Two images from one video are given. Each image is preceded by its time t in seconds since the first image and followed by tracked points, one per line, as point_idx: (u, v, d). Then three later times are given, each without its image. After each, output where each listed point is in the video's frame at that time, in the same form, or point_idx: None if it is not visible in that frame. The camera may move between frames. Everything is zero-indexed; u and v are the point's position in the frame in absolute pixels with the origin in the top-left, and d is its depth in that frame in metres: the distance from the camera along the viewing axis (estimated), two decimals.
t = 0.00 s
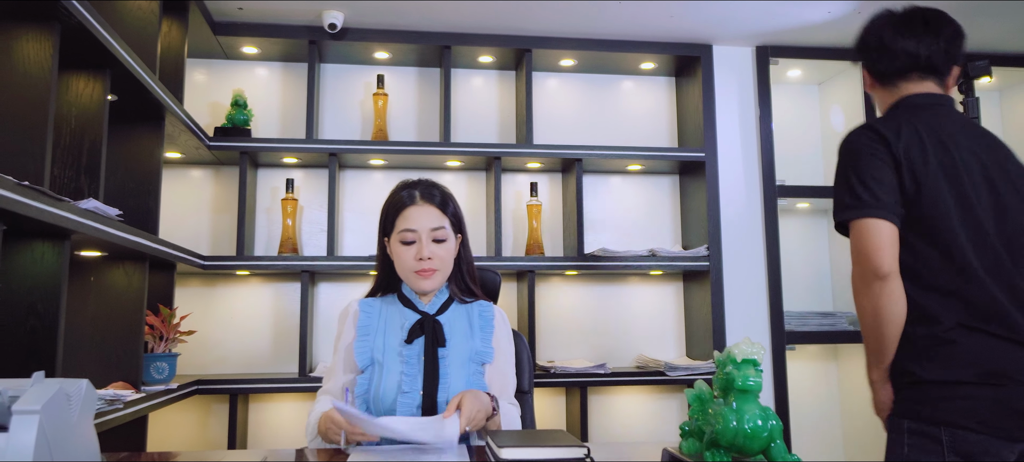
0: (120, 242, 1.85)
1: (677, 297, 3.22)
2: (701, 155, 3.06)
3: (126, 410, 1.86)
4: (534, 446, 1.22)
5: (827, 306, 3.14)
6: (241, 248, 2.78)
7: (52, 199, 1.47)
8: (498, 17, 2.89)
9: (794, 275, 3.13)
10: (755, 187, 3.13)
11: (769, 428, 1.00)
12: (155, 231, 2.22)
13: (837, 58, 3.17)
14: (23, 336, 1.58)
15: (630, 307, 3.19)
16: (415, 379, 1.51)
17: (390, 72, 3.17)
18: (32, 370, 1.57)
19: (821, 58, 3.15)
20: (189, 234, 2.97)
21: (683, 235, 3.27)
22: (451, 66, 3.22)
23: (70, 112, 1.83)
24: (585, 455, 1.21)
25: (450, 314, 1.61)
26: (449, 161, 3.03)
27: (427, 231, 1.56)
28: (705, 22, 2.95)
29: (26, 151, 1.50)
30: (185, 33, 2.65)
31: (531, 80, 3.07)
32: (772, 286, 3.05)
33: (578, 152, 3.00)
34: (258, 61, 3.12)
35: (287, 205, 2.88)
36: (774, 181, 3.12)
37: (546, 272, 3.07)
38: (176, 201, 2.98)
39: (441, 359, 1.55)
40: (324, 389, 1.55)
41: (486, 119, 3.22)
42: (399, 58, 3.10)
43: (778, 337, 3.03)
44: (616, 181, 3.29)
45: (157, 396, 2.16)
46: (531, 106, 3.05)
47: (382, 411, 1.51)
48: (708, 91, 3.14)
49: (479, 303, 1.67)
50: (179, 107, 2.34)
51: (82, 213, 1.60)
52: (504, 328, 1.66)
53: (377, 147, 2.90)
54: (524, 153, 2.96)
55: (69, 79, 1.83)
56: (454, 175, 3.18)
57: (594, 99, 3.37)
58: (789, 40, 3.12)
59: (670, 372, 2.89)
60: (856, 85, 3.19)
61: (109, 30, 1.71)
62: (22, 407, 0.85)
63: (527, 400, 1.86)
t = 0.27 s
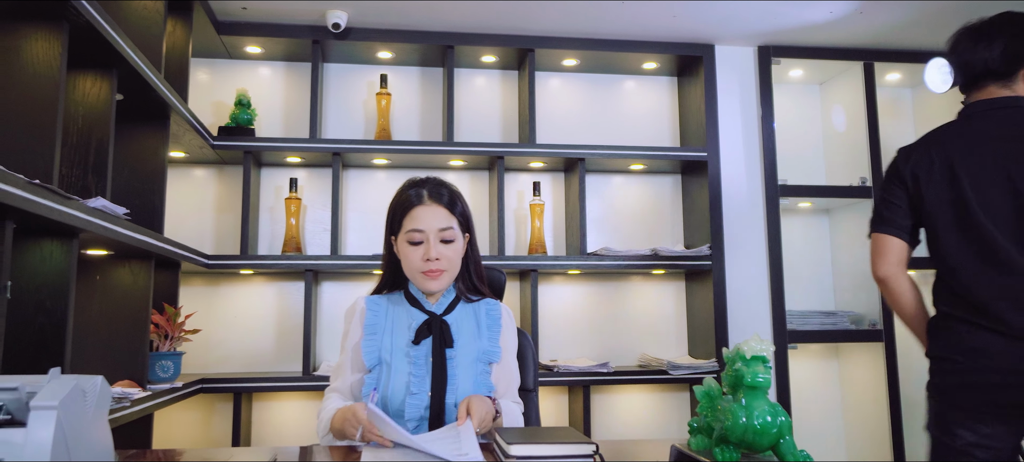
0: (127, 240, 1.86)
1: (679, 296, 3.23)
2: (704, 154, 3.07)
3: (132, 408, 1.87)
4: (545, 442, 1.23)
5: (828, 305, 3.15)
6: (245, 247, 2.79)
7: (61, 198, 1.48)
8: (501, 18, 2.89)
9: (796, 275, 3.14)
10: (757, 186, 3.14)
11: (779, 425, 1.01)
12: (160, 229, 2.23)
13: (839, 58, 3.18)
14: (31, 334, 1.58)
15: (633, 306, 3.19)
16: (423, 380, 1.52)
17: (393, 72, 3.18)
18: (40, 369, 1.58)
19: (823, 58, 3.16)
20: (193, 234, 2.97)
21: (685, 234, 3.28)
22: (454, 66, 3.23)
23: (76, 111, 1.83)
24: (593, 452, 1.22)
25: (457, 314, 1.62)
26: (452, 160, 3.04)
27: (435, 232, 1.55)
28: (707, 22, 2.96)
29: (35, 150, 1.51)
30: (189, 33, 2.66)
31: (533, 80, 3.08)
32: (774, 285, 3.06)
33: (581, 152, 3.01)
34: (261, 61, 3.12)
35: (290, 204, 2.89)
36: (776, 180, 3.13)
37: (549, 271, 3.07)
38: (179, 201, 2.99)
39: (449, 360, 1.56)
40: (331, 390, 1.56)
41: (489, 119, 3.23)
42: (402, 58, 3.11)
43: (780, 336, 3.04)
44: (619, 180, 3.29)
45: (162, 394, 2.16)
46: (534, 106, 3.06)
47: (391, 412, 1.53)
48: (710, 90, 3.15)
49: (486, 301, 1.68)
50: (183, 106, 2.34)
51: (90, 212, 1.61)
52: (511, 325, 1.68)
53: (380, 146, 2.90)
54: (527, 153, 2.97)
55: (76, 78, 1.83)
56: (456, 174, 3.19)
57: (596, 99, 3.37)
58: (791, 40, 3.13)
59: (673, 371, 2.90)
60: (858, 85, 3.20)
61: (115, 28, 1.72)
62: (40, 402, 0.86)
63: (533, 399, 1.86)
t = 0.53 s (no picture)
0: (136, 240, 1.87)
1: (683, 296, 3.24)
2: (706, 154, 3.08)
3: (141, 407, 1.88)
4: (555, 440, 1.24)
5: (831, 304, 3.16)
6: (251, 247, 2.79)
7: (74, 197, 1.49)
8: (505, 18, 2.90)
9: (799, 274, 3.15)
10: (760, 187, 3.15)
11: (788, 422, 1.02)
12: (167, 228, 2.23)
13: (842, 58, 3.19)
14: (42, 333, 1.59)
15: (636, 305, 3.20)
16: (434, 379, 1.54)
17: (397, 72, 3.19)
18: (50, 367, 1.58)
19: (826, 58, 3.17)
20: (198, 233, 2.98)
21: (688, 234, 3.29)
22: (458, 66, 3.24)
23: (84, 112, 1.84)
24: (602, 449, 1.23)
25: (467, 313, 1.64)
26: (457, 160, 3.05)
27: (446, 232, 1.56)
28: (710, 23, 2.97)
29: (46, 149, 1.52)
30: (195, 33, 2.67)
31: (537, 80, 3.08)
32: (777, 285, 3.07)
33: (585, 152, 3.02)
34: (266, 61, 3.13)
35: (295, 204, 2.90)
36: (779, 180, 3.14)
37: (552, 270, 3.08)
38: (184, 200, 2.99)
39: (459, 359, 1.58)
40: (341, 390, 1.57)
41: (492, 119, 3.24)
42: (406, 58, 3.12)
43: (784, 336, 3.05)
44: (622, 180, 3.30)
45: (170, 393, 2.17)
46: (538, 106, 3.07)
47: (401, 411, 1.54)
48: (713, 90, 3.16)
49: (496, 302, 1.69)
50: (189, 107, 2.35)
51: (100, 211, 1.62)
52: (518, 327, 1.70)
53: (385, 146, 2.91)
54: (531, 153, 2.98)
55: (84, 79, 1.84)
56: (460, 174, 3.20)
57: (600, 99, 3.38)
58: (794, 41, 3.14)
59: (676, 370, 2.91)
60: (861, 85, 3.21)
61: (125, 29, 1.73)
62: (60, 400, 0.87)
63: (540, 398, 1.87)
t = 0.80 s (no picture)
0: (145, 239, 1.88)
1: (685, 295, 3.25)
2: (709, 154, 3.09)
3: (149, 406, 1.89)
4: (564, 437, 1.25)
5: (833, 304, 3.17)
6: (256, 246, 2.81)
7: (86, 196, 1.50)
8: (509, 19, 2.91)
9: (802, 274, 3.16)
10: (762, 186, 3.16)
11: (797, 419, 1.04)
12: (174, 228, 2.25)
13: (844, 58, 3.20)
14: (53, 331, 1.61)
15: (639, 305, 3.22)
16: (442, 377, 1.55)
17: (401, 72, 3.20)
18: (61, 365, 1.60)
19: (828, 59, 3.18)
20: (203, 233, 3.00)
21: (691, 233, 3.30)
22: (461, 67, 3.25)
23: (93, 113, 1.85)
24: (612, 447, 1.25)
25: (475, 312, 1.65)
26: (460, 160, 3.06)
27: (454, 232, 1.57)
28: (713, 23, 2.98)
29: (57, 150, 1.53)
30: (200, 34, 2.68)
31: (541, 80, 3.10)
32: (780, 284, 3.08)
33: (588, 152, 3.03)
34: (270, 62, 3.14)
35: (300, 204, 2.91)
36: (781, 180, 3.15)
37: (556, 270, 3.10)
38: (189, 200, 3.01)
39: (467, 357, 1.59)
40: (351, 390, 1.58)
41: (496, 119, 3.25)
42: (410, 59, 3.13)
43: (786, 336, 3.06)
44: (625, 180, 3.32)
45: (177, 392, 2.19)
46: (542, 107, 3.07)
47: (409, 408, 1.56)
48: (716, 90, 3.17)
49: (504, 302, 1.70)
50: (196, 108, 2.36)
51: (110, 211, 1.63)
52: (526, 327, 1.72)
53: (389, 146, 2.92)
54: (534, 153, 2.99)
55: (93, 79, 1.85)
56: (464, 174, 3.21)
57: (603, 99, 3.39)
58: (797, 41, 3.16)
59: (679, 370, 2.92)
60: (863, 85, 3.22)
61: (134, 30, 1.74)
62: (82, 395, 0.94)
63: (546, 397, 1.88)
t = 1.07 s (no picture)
0: (153, 239, 1.89)
1: (688, 295, 3.27)
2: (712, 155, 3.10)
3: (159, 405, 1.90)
4: (573, 436, 1.26)
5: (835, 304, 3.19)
6: (261, 247, 2.82)
7: (98, 197, 1.52)
8: (513, 20, 2.93)
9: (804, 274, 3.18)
10: (765, 187, 3.17)
11: (805, 417, 1.06)
12: (181, 228, 2.26)
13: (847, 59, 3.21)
14: (65, 331, 1.62)
15: (642, 305, 3.23)
16: (451, 375, 1.57)
17: (406, 74, 3.21)
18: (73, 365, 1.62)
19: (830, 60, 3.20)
20: (208, 233, 3.01)
21: (694, 234, 3.31)
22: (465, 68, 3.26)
23: (103, 114, 1.87)
24: (620, 445, 1.26)
25: (483, 311, 1.66)
26: (465, 161, 3.07)
27: (456, 236, 1.58)
28: (715, 25, 3.00)
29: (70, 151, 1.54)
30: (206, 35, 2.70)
31: (544, 81, 3.11)
32: (782, 284, 3.09)
33: (591, 153, 3.04)
34: (275, 63, 3.15)
35: (305, 204, 2.92)
36: (784, 180, 3.16)
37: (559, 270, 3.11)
38: (195, 201, 3.02)
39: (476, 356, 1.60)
40: (362, 389, 1.60)
41: (500, 120, 3.27)
42: (415, 60, 3.14)
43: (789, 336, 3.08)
44: (628, 181, 3.33)
45: (184, 392, 2.20)
46: (546, 108, 3.09)
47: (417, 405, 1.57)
48: (719, 91, 3.18)
49: (511, 303, 1.71)
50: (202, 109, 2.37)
51: (121, 211, 1.64)
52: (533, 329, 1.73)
53: (394, 147, 2.93)
54: (538, 153, 3.00)
55: (103, 81, 1.87)
56: (468, 174, 3.22)
57: (607, 100, 3.41)
58: (799, 42, 3.17)
59: (683, 369, 2.93)
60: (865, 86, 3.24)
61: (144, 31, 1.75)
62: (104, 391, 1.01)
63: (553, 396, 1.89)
